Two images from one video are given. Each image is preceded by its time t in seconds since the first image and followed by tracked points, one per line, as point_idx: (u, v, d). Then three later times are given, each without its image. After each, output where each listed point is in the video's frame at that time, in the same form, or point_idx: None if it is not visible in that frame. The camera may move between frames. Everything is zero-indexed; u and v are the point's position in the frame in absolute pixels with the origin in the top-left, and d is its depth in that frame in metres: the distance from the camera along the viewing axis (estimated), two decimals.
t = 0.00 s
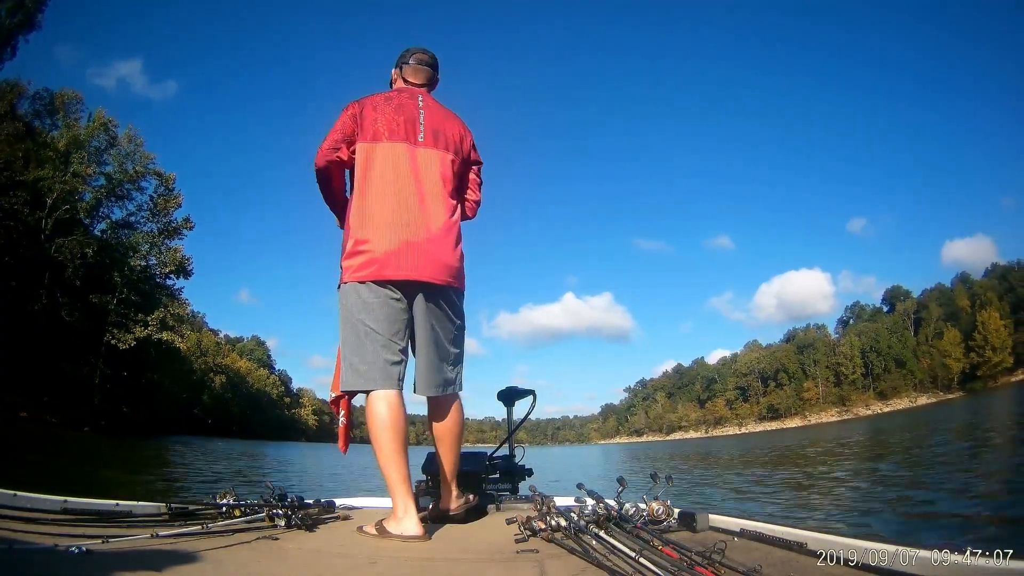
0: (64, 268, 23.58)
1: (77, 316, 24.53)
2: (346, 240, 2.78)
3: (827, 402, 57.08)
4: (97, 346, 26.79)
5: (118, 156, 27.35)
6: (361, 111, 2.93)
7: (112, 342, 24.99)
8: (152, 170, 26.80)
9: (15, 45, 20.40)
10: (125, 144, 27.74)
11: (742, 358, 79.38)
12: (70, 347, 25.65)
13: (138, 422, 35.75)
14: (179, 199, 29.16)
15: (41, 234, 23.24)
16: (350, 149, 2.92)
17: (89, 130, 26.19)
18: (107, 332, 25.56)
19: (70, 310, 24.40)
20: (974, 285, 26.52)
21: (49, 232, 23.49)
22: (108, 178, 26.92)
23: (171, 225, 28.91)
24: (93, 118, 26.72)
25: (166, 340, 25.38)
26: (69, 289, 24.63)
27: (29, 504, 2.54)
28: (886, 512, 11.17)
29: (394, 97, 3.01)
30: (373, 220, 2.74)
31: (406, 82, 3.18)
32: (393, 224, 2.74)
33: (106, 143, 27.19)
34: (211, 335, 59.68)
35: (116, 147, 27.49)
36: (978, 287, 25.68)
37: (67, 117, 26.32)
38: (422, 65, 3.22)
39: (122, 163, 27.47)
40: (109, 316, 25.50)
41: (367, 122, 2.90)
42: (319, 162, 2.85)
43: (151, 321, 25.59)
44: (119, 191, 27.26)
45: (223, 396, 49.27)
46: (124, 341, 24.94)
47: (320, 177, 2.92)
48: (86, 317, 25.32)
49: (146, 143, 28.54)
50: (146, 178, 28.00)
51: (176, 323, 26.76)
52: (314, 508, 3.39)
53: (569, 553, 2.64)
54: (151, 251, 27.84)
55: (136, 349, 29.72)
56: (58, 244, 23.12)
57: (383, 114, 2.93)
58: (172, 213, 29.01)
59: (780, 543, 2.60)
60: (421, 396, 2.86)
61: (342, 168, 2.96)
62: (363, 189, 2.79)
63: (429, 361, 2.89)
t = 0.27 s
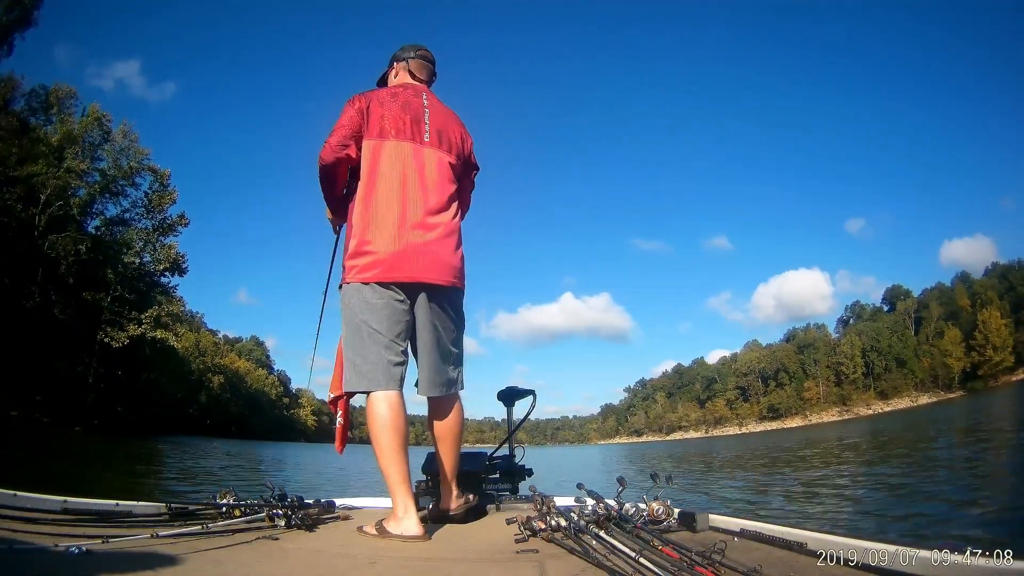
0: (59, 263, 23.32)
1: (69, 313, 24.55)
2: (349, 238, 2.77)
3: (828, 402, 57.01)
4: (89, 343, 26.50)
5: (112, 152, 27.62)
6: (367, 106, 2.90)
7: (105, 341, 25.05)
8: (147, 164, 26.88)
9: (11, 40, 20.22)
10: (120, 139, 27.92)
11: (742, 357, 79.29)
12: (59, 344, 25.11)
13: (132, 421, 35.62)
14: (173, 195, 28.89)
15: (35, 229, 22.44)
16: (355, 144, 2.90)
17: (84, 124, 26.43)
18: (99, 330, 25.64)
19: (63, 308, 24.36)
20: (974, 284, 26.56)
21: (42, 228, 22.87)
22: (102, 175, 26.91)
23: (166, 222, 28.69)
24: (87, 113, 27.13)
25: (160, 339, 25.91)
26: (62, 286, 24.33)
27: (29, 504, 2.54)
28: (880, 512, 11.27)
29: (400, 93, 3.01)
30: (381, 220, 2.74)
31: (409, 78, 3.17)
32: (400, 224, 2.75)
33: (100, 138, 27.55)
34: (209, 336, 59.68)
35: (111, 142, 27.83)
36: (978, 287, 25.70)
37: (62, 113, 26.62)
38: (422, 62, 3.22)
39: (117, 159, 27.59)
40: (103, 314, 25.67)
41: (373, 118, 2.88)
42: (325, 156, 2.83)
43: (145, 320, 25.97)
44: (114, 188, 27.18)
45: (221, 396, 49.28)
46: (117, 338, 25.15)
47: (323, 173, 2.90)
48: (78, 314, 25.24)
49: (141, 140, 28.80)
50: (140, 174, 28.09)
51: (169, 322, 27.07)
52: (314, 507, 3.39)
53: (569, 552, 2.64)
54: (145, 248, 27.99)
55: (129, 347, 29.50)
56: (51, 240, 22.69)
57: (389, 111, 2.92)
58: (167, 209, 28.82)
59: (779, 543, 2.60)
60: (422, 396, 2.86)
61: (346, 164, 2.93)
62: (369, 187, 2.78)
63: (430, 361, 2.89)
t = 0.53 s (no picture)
0: (51, 263, 22.82)
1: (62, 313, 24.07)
2: (356, 237, 2.75)
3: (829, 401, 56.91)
4: (87, 342, 26.05)
5: (106, 149, 27.50)
6: (373, 104, 2.88)
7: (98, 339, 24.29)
8: (142, 160, 26.80)
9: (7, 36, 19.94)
10: (115, 136, 27.81)
11: (743, 357, 79.22)
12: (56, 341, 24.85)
13: (128, 420, 35.51)
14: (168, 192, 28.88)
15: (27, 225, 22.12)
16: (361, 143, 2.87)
17: (77, 121, 26.51)
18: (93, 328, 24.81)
19: (56, 306, 23.94)
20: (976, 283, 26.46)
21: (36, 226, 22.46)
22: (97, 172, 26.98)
23: (161, 219, 28.52)
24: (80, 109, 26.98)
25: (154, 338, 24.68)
26: (55, 284, 23.82)
27: (29, 504, 2.54)
28: (882, 512, 11.24)
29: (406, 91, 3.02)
30: (389, 218, 2.74)
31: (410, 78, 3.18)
32: (409, 221, 2.76)
33: (94, 134, 27.41)
34: (208, 335, 59.63)
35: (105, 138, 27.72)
36: (980, 285, 25.68)
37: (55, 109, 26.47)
38: (419, 64, 3.25)
39: (111, 156, 27.47)
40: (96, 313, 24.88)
41: (380, 116, 2.87)
42: (333, 153, 2.75)
43: (139, 318, 24.87)
44: (109, 185, 27.20)
45: (220, 396, 49.25)
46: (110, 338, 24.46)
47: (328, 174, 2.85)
48: (73, 314, 24.66)
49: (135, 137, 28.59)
50: (134, 171, 27.91)
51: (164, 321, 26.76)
52: (314, 508, 3.39)
53: (568, 553, 2.64)
54: (139, 246, 27.43)
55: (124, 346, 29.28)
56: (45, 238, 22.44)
57: (395, 111, 2.92)
58: (162, 207, 28.73)
59: (779, 542, 2.60)
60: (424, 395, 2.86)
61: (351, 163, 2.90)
62: (378, 186, 2.77)
63: (435, 360, 2.90)
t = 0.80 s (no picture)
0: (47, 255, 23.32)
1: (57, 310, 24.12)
2: (356, 240, 2.76)
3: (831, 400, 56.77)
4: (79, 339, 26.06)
5: (103, 143, 27.45)
6: (369, 107, 2.88)
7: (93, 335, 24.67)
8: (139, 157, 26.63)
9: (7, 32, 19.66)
10: (112, 129, 27.76)
11: (744, 356, 79.18)
12: (51, 340, 24.84)
13: (127, 419, 35.54)
14: (165, 187, 28.92)
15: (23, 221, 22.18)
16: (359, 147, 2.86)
17: (75, 113, 26.41)
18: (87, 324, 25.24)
19: (51, 303, 23.92)
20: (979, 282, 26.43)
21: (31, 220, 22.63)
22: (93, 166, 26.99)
23: (158, 215, 28.58)
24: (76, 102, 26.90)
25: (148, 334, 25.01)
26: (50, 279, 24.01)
27: (29, 504, 2.54)
28: (883, 511, 11.22)
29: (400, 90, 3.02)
30: (387, 220, 2.74)
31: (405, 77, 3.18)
32: (406, 216, 2.75)
33: (90, 128, 27.34)
34: (209, 335, 59.68)
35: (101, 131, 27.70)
36: (982, 284, 25.65)
37: (51, 102, 26.42)
38: (413, 61, 3.24)
39: (107, 150, 27.49)
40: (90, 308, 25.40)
41: (378, 117, 2.87)
42: (330, 164, 2.77)
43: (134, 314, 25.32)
44: (105, 180, 27.23)
45: (220, 395, 49.27)
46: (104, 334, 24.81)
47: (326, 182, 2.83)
48: (65, 309, 24.77)
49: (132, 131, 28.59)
50: (131, 165, 27.93)
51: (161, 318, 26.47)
52: (314, 508, 3.39)
53: (569, 553, 2.63)
54: (134, 241, 27.39)
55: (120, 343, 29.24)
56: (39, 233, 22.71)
57: (391, 110, 2.92)
58: (158, 201, 28.79)
59: (780, 543, 2.60)
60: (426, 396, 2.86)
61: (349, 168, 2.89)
62: (376, 187, 2.77)
63: (437, 359, 2.89)
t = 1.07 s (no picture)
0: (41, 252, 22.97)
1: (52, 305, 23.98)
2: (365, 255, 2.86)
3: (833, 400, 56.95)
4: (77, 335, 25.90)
5: (100, 138, 27.60)
6: (366, 130, 2.96)
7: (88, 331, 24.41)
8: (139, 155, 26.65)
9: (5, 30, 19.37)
10: (109, 123, 27.92)
11: (747, 356, 79.07)
12: (45, 336, 24.65)
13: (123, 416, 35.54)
14: (162, 181, 29.00)
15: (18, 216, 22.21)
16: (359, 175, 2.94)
17: (70, 106, 26.51)
18: (83, 320, 24.88)
19: (46, 298, 23.79)
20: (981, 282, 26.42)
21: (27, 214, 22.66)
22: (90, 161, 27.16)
23: (154, 209, 28.77)
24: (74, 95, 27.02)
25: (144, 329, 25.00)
26: (45, 275, 23.74)
27: (29, 504, 2.55)
28: (883, 510, 11.24)
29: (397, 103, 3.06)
30: (384, 231, 2.77)
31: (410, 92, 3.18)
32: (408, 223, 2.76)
33: (87, 121, 27.47)
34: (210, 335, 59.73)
35: (99, 126, 27.86)
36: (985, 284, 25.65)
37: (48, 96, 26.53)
38: (422, 72, 3.22)
39: (105, 144, 27.72)
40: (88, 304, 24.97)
41: (374, 135, 2.93)
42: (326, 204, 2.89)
43: (130, 310, 25.33)
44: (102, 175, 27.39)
45: (220, 395, 49.30)
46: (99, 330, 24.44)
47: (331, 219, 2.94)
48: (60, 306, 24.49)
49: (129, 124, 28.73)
50: (128, 160, 28.11)
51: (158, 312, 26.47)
52: (314, 507, 3.39)
53: (569, 552, 2.63)
54: (131, 236, 27.74)
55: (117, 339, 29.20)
56: (33, 227, 22.57)
57: (383, 125, 2.94)
58: (155, 196, 28.88)
59: (779, 542, 2.60)
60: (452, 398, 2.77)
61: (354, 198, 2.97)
62: (376, 204, 2.84)
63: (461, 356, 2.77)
